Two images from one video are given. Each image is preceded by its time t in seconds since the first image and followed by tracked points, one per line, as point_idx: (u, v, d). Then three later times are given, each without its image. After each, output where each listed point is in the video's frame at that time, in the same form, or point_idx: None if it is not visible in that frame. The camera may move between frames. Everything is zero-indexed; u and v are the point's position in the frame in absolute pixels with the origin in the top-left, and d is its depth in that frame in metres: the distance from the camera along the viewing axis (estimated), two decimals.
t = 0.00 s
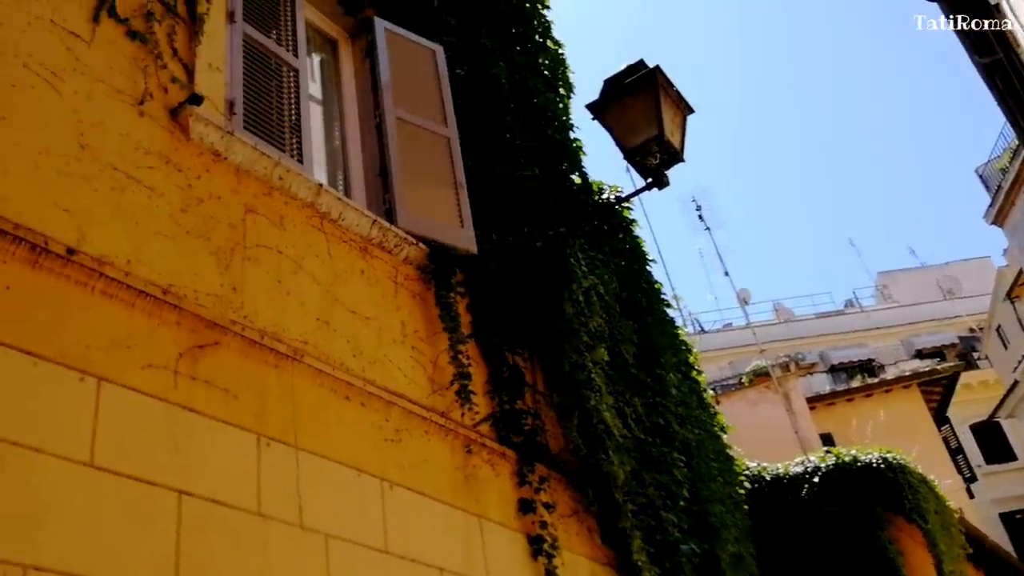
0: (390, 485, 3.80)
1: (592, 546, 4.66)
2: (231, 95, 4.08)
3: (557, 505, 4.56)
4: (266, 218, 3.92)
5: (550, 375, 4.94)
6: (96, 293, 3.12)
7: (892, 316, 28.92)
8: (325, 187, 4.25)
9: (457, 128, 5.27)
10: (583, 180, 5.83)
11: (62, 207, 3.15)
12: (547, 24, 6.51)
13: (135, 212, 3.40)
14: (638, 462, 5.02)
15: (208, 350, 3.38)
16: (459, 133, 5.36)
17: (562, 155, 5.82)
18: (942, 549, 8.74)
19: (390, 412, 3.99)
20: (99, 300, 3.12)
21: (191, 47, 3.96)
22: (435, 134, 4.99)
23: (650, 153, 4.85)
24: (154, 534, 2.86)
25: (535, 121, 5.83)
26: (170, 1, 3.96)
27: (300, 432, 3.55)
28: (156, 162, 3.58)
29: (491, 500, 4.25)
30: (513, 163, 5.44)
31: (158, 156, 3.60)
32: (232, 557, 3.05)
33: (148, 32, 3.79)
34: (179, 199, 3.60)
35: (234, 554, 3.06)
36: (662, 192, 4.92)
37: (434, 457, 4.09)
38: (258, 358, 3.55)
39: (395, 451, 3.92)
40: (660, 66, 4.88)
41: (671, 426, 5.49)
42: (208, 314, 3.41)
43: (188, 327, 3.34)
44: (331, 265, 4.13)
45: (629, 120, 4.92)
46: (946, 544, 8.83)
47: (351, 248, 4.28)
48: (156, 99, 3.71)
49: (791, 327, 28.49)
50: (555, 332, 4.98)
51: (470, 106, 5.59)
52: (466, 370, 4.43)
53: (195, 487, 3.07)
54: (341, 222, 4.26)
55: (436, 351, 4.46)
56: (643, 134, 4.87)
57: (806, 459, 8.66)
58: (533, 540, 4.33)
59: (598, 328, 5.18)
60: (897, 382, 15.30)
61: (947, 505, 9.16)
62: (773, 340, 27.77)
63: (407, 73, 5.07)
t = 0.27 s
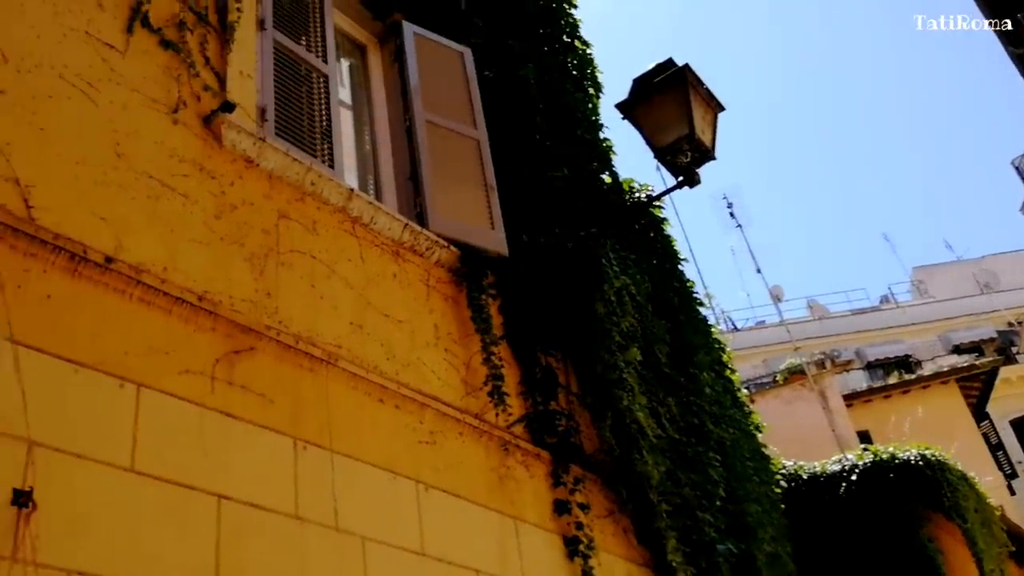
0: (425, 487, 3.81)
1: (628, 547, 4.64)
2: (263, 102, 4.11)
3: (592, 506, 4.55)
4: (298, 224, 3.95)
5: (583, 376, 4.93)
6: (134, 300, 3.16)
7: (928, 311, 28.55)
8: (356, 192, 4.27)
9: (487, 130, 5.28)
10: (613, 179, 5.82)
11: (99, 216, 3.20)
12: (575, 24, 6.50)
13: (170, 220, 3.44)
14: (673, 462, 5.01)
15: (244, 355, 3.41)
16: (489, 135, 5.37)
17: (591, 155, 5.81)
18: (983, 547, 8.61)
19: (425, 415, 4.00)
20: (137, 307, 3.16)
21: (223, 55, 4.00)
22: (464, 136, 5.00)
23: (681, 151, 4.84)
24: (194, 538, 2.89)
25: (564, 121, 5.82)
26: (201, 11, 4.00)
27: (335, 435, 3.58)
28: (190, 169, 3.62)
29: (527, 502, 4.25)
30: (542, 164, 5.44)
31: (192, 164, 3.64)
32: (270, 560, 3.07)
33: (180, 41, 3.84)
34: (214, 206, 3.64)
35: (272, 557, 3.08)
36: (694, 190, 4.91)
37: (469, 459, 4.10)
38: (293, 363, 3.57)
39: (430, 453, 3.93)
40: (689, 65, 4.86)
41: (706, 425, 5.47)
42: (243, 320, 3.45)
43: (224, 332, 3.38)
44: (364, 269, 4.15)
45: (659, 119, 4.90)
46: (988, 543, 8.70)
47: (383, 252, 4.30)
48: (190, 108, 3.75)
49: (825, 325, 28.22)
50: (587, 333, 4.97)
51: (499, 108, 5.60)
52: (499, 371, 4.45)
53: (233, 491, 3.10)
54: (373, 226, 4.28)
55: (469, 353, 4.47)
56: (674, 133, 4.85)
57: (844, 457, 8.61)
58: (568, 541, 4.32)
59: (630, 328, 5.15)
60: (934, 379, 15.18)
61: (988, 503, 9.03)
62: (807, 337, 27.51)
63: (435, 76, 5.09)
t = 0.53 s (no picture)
0: (465, 489, 3.83)
1: (670, 544, 4.63)
2: (294, 110, 4.15)
3: (633, 504, 4.54)
4: (333, 230, 3.98)
5: (620, 374, 4.92)
6: (174, 311, 3.21)
7: (969, 298, 28.10)
8: (389, 197, 4.30)
9: (516, 131, 5.28)
10: (644, 176, 5.80)
11: (138, 229, 3.26)
12: (601, 21, 6.49)
13: (207, 231, 3.48)
14: (712, 458, 4.99)
15: (283, 363, 3.45)
16: (519, 136, 5.37)
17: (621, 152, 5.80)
18: None
19: (463, 417, 4.02)
20: (177, 317, 3.21)
21: (254, 66, 4.04)
22: (494, 138, 5.01)
23: (712, 146, 4.80)
24: (239, 545, 2.93)
25: (593, 119, 5.82)
26: (231, 23, 4.05)
27: (375, 439, 3.60)
28: (225, 180, 3.67)
29: (567, 501, 4.25)
30: (572, 163, 5.43)
31: (226, 174, 3.69)
32: (314, 565, 3.10)
33: (212, 54, 3.88)
34: (249, 216, 3.68)
35: (316, 562, 3.11)
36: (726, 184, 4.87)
37: (508, 460, 4.11)
38: (331, 368, 3.60)
39: (469, 455, 3.95)
40: (719, 59, 4.83)
41: (745, 420, 5.43)
42: (281, 327, 3.48)
43: (262, 340, 3.42)
44: (398, 273, 4.17)
45: (689, 114, 4.88)
46: None
47: (417, 255, 4.32)
48: (223, 119, 3.79)
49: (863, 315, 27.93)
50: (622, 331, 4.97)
51: (528, 108, 5.59)
52: (535, 371, 4.46)
53: (276, 497, 3.13)
54: (406, 230, 4.30)
55: (505, 354, 4.48)
56: (705, 128, 4.82)
57: (886, 448, 8.51)
58: (610, 540, 4.31)
59: (666, 325, 5.16)
60: (980, 365, 14.95)
61: None
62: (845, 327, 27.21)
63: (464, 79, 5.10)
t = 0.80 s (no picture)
0: (498, 492, 3.83)
1: (706, 541, 4.61)
2: (315, 122, 4.17)
3: (667, 502, 4.52)
4: (357, 239, 4.00)
5: (649, 372, 4.90)
6: (203, 325, 3.24)
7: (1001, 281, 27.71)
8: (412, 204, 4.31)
9: (536, 133, 5.28)
10: (666, 172, 5.79)
11: (166, 245, 3.29)
12: (617, 19, 6.47)
13: (233, 244, 3.51)
14: (746, 453, 4.96)
15: (313, 373, 3.47)
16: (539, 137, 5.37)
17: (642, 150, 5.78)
18: None
19: (494, 421, 4.02)
20: (206, 332, 3.24)
21: (274, 78, 4.07)
22: (515, 140, 5.01)
23: (734, 140, 4.77)
24: (276, 556, 2.95)
25: (612, 117, 5.80)
26: (250, 37, 4.08)
27: (407, 446, 3.61)
28: (249, 194, 3.69)
29: (601, 501, 4.24)
30: (593, 162, 5.43)
31: (250, 188, 3.71)
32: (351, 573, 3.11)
33: (231, 69, 3.91)
34: (274, 228, 3.70)
35: (353, 570, 3.13)
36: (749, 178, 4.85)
37: (540, 462, 4.11)
38: (361, 377, 3.62)
39: (502, 458, 3.95)
40: (738, 52, 4.81)
41: (777, 414, 5.40)
42: (310, 338, 3.50)
43: (291, 351, 3.44)
44: (424, 279, 4.18)
45: (709, 109, 4.85)
46: None
47: (441, 261, 4.33)
48: (244, 133, 3.82)
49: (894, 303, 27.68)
50: (650, 329, 4.95)
51: (547, 108, 5.58)
52: (564, 372, 4.45)
53: (311, 507, 3.15)
54: (430, 236, 4.30)
55: (533, 356, 4.47)
56: (726, 122, 4.79)
57: (921, 437, 8.56)
58: (645, 539, 4.30)
59: (695, 321, 5.16)
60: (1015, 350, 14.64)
61: None
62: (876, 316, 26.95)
63: (482, 82, 5.10)
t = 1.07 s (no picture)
0: (530, 498, 3.83)
1: (740, 540, 4.58)
2: (335, 135, 4.20)
3: (700, 502, 4.50)
4: (380, 250, 4.02)
5: (677, 372, 4.88)
6: (231, 342, 3.27)
7: None
8: (434, 213, 4.32)
9: (555, 137, 5.29)
10: (687, 170, 5.77)
11: (191, 263, 3.32)
12: (632, 19, 6.46)
13: (258, 260, 3.54)
14: (778, 450, 4.94)
15: (341, 385, 3.49)
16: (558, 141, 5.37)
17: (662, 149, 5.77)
18: None
19: (523, 427, 4.02)
20: (235, 348, 3.26)
21: (292, 93, 4.10)
22: (534, 145, 5.02)
23: (754, 136, 4.74)
24: (311, 568, 2.96)
25: (631, 118, 5.79)
26: (267, 54, 4.11)
27: (437, 454, 3.62)
28: (272, 209, 3.72)
29: (633, 504, 4.23)
30: (613, 164, 5.42)
31: (273, 204, 3.74)
32: None
33: (250, 86, 3.94)
34: (298, 242, 3.73)
35: None
36: (770, 174, 4.82)
37: (570, 466, 4.10)
38: (389, 387, 3.63)
39: (532, 464, 3.95)
40: (755, 48, 4.80)
41: (808, 410, 5.37)
42: (337, 350, 3.52)
43: (319, 364, 3.46)
44: (448, 287, 4.19)
45: (727, 105, 4.82)
46: None
47: (465, 268, 4.34)
48: (265, 149, 3.85)
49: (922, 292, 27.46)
50: (677, 329, 4.94)
51: (566, 111, 5.58)
52: (592, 375, 4.44)
53: (344, 518, 3.16)
54: (453, 244, 4.32)
55: (560, 360, 4.47)
56: (745, 118, 4.77)
57: (955, 428, 8.62)
58: (679, 540, 4.28)
59: (721, 319, 5.13)
60: None
61: None
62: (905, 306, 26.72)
63: (499, 88, 5.11)
